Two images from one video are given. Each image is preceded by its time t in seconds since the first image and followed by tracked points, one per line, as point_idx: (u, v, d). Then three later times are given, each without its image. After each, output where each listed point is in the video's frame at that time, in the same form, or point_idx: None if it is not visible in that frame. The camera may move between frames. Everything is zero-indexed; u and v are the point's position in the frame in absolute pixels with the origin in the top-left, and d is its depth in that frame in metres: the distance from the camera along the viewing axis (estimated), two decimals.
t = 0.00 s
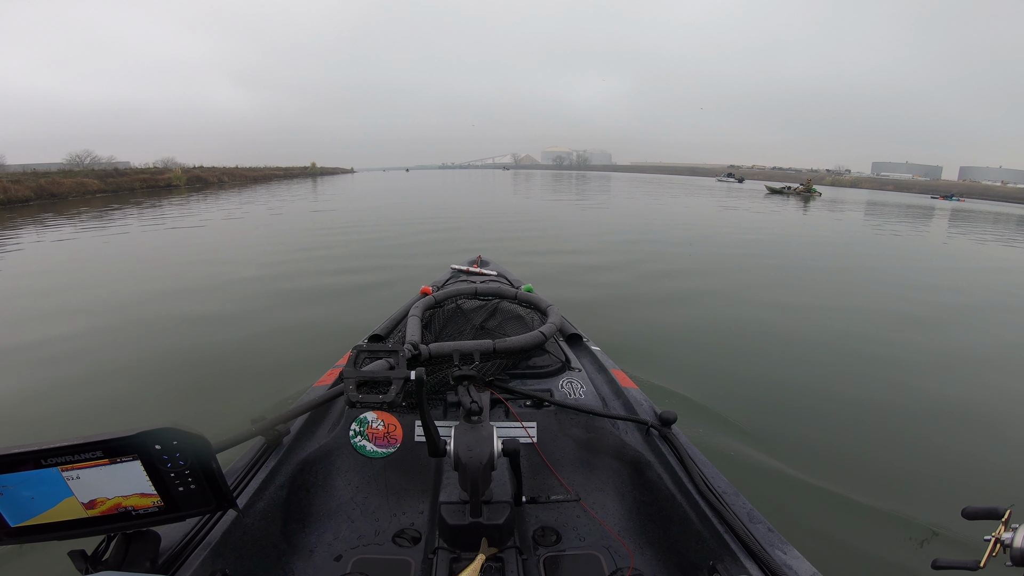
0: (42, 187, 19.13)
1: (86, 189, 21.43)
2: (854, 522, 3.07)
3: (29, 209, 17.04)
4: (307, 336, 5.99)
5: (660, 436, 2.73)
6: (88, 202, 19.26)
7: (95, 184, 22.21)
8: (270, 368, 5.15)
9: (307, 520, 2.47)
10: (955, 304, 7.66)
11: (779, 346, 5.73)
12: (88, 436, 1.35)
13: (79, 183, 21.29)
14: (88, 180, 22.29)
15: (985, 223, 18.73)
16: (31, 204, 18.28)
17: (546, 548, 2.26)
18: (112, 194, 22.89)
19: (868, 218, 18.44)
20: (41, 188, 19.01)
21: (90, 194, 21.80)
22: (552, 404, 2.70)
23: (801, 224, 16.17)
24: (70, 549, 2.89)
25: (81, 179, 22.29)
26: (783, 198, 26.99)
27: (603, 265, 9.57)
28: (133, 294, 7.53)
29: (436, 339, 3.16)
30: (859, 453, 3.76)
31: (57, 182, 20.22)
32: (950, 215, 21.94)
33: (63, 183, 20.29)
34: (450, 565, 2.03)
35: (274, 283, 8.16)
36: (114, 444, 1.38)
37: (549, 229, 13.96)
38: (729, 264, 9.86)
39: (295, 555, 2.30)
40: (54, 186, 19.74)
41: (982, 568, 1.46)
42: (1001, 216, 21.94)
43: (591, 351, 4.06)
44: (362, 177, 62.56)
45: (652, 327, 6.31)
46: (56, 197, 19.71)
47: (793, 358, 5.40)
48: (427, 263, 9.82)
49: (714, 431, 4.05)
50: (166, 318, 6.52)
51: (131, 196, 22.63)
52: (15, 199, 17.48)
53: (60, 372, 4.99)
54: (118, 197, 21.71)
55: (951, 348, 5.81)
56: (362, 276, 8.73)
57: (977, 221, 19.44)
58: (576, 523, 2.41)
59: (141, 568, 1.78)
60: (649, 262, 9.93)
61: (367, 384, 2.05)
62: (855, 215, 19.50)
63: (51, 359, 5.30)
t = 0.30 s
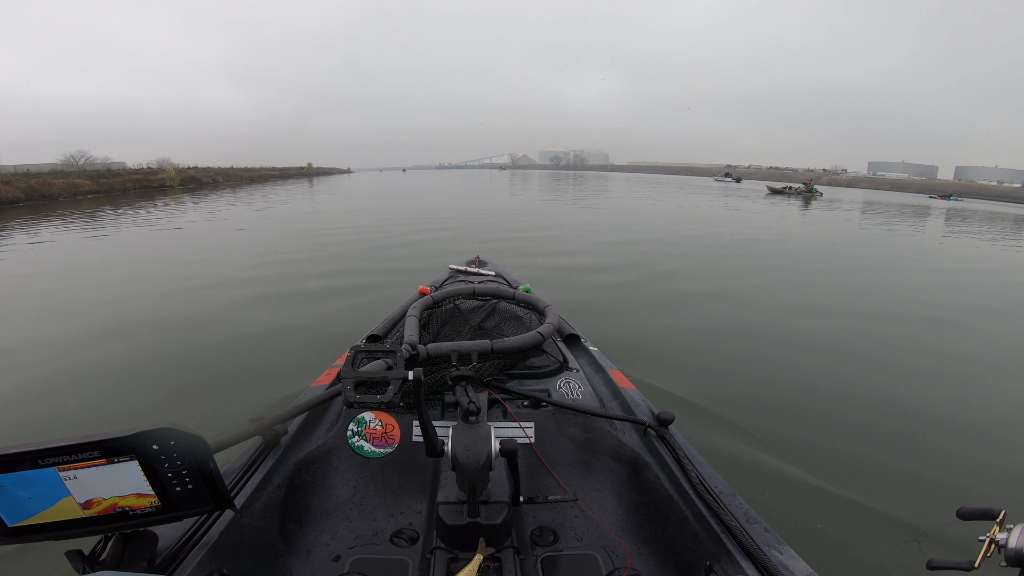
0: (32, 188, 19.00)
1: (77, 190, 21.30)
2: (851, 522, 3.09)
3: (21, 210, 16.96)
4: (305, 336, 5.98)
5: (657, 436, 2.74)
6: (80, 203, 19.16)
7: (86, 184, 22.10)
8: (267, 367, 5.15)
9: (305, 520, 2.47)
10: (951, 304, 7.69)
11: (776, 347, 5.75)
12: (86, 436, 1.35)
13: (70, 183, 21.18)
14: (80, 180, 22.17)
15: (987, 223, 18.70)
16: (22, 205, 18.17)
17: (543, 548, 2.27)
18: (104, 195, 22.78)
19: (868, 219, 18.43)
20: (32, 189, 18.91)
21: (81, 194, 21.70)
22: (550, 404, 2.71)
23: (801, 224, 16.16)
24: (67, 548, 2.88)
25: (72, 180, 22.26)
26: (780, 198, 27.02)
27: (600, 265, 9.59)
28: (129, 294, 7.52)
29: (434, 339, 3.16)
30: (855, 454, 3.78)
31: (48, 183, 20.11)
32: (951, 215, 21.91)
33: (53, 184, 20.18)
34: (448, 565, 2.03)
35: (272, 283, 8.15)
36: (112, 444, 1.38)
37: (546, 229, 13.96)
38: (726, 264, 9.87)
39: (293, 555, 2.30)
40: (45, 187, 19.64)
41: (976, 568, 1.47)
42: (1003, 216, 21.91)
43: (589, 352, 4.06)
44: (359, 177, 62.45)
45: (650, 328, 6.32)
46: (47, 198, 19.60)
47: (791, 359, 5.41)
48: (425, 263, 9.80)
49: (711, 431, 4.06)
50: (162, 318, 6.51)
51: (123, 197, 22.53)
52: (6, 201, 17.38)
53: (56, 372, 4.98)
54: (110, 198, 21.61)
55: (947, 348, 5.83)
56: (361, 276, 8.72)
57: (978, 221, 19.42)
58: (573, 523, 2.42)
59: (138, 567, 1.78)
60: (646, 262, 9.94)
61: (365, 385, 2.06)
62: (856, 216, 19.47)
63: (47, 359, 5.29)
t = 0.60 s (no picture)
0: (23, 189, 18.88)
1: (69, 191, 21.18)
2: (850, 520, 3.09)
3: (13, 211, 16.88)
4: (304, 336, 5.96)
5: (657, 436, 2.75)
6: (74, 204, 19.08)
7: (78, 185, 21.97)
8: (266, 368, 5.15)
9: (305, 521, 2.46)
10: (950, 303, 7.69)
11: (776, 346, 5.75)
12: (85, 437, 1.35)
13: (62, 184, 21.08)
14: (72, 181, 22.05)
15: (991, 223, 18.62)
16: (14, 206, 18.08)
17: (544, 548, 2.27)
18: (96, 195, 22.66)
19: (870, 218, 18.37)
20: (23, 190, 18.82)
21: (74, 195, 21.58)
22: (550, 404, 2.71)
23: (803, 224, 16.13)
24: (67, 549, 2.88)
25: (65, 180, 22.16)
26: (784, 198, 26.90)
27: (598, 265, 9.57)
28: (127, 294, 7.50)
29: (434, 339, 3.16)
30: (855, 452, 3.78)
31: (40, 184, 19.99)
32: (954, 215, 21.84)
33: (44, 185, 20.06)
34: (448, 565, 2.03)
35: (270, 284, 8.12)
36: (111, 445, 1.37)
37: (544, 228, 13.93)
38: (724, 263, 9.85)
39: (294, 556, 2.30)
40: (37, 189, 19.53)
41: (977, 566, 1.47)
42: (1006, 216, 21.84)
43: (589, 351, 4.06)
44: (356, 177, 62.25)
45: (650, 327, 6.32)
46: (39, 199, 19.50)
47: (790, 358, 5.41)
48: (423, 263, 9.77)
49: (710, 430, 4.07)
50: (159, 319, 6.49)
51: (116, 198, 22.41)
52: None
53: (53, 374, 4.97)
54: (103, 199, 21.48)
55: (946, 347, 5.83)
56: (360, 276, 8.70)
57: (981, 221, 19.36)
58: (573, 522, 2.42)
59: (138, 569, 1.78)
60: (644, 262, 9.93)
61: (364, 385, 2.05)
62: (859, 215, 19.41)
63: (44, 361, 5.28)
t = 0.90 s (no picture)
0: (16, 189, 18.74)
1: (62, 191, 21.07)
2: (851, 520, 3.10)
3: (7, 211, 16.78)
4: (304, 337, 5.95)
5: (658, 435, 2.75)
6: (67, 205, 18.96)
7: (71, 185, 21.85)
8: (265, 368, 5.14)
9: (306, 521, 2.47)
10: (949, 303, 7.70)
11: (776, 345, 5.75)
12: (87, 437, 1.34)
13: (54, 184, 20.96)
14: (65, 182, 21.93)
15: (994, 223, 18.56)
16: (6, 207, 17.95)
17: (545, 547, 2.27)
18: (90, 196, 22.55)
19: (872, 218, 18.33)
20: (16, 189, 18.70)
21: (67, 195, 21.47)
22: (550, 403, 2.71)
23: (804, 224, 16.09)
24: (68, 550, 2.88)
25: (58, 180, 22.03)
26: (785, 198, 26.82)
27: (597, 265, 9.56)
28: (125, 295, 7.48)
29: (434, 338, 3.16)
30: (855, 452, 3.79)
31: (33, 184, 19.86)
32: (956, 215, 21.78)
33: (37, 185, 19.92)
34: (449, 565, 2.03)
35: (270, 284, 8.11)
36: (112, 446, 1.37)
37: (543, 228, 13.91)
38: (723, 263, 9.85)
39: (295, 557, 2.30)
40: (30, 189, 19.41)
41: (979, 565, 1.48)
42: (1008, 216, 21.78)
43: (589, 351, 4.06)
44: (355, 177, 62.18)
45: (650, 327, 6.32)
46: (31, 199, 19.36)
47: (790, 358, 5.41)
48: (421, 263, 9.76)
49: (711, 429, 4.07)
50: (158, 320, 6.48)
51: (111, 199, 22.29)
52: None
53: (51, 375, 4.95)
54: (98, 200, 21.39)
55: (945, 347, 5.83)
56: (359, 277, 8.68)
57: (983, 221, 19.30)
58: (574, 522, 2.42)
59: (141, 570, 1.78)
60: (643, 262, 9.92)
61: (365, 385, 2.05)
62: (860, 215, 19.36)
63: (42, 362, 5.26)
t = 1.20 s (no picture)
0: (9, 189, 18.64)
1: (55, 191, 20.97)
2: (850, 519, 3.10)
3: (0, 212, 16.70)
4: (303, 337, 5.95)
5: (658, 435, 2.75)
6: (61, 205, 18.86)
7: (64, 185, 21.76)
8: (265, 368, 5.14)
9: (306, 521, 2.46)
10: (947, 303, 7.70)
11: (776, 345, 5.74)
12: (88, 438, 1.34)
13: (47, 184, 20.85)
14: (58, 182, 21.83)
15: (997, 223, 18.48)
16: None
17: (545, 547, 2.27)
18: (83, 196, 22.46)
19: (874, 219, 18.26)
20: (9, 190, 18.60)
21: (60, 195, 21.38)
22: (550, 403, 2.72)
23: (806, 224, 16.04)
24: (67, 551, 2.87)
25: (51, 180, 21.92)
26: (787, 198, 26.73)
27: (596, 265, 9.54)
28: (123, 295, 7.47)
29: (434, 338, 3.16)
30: (855, 452, 3.79)
31: (26, 184, 19.73)
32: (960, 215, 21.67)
33: (30, 185, 19.81)
34: (450, 565, 2.03)
35: (269, 284, 8.10)
36: (112, 446, 1.37)
37: (541, 228, 13.90)
38: (721, 263, 9.85)
39: (295, 556, 2.30)
40: (23, 189, 19.30)
41: (979, 564, 1.48)
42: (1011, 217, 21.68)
43: (589, 350, 4.07)
44: (351, 177, 61.97)
45: (650, 327, 6.32)
46: (24, 199, 19.24)
47: (790, 358, 5.41)
48: (420, 264, 9.75)
49: (710, 429, 4.07)
50: (157, 320, 6.47)
51: (104, 198, 22.20)
52: None
53: (49, 375, 4.94)
54: (92, 200, 21.34)
55: (944, 348, 5.84)
56: (359, 277, 8.67)
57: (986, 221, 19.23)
58: (574, 522, 2.42)
59: (142, 570, 1.78)
60: (641, 262, 9.91)
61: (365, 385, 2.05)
62: (862, 216, 19.29)
63: (40, 362, 5.25)
